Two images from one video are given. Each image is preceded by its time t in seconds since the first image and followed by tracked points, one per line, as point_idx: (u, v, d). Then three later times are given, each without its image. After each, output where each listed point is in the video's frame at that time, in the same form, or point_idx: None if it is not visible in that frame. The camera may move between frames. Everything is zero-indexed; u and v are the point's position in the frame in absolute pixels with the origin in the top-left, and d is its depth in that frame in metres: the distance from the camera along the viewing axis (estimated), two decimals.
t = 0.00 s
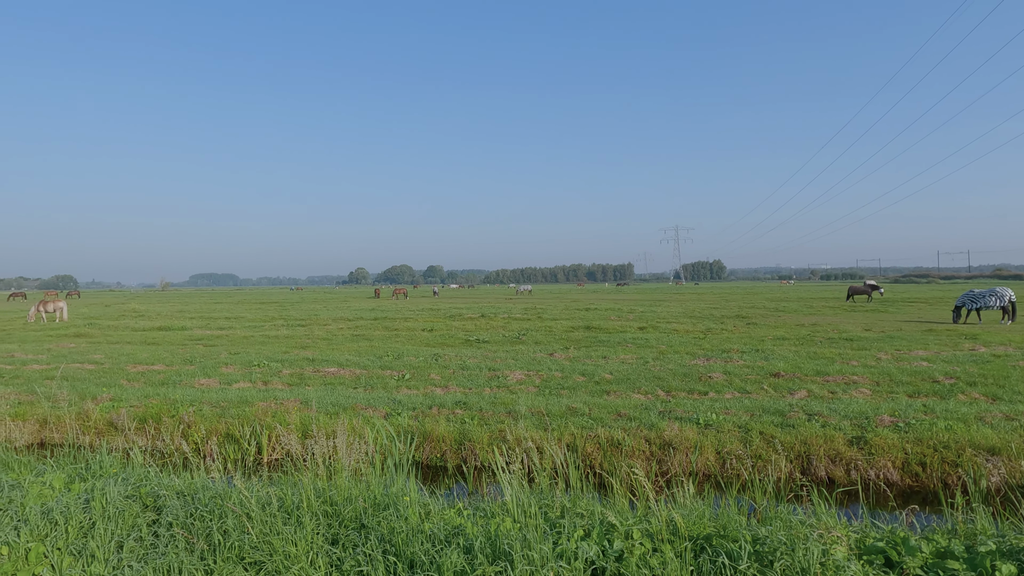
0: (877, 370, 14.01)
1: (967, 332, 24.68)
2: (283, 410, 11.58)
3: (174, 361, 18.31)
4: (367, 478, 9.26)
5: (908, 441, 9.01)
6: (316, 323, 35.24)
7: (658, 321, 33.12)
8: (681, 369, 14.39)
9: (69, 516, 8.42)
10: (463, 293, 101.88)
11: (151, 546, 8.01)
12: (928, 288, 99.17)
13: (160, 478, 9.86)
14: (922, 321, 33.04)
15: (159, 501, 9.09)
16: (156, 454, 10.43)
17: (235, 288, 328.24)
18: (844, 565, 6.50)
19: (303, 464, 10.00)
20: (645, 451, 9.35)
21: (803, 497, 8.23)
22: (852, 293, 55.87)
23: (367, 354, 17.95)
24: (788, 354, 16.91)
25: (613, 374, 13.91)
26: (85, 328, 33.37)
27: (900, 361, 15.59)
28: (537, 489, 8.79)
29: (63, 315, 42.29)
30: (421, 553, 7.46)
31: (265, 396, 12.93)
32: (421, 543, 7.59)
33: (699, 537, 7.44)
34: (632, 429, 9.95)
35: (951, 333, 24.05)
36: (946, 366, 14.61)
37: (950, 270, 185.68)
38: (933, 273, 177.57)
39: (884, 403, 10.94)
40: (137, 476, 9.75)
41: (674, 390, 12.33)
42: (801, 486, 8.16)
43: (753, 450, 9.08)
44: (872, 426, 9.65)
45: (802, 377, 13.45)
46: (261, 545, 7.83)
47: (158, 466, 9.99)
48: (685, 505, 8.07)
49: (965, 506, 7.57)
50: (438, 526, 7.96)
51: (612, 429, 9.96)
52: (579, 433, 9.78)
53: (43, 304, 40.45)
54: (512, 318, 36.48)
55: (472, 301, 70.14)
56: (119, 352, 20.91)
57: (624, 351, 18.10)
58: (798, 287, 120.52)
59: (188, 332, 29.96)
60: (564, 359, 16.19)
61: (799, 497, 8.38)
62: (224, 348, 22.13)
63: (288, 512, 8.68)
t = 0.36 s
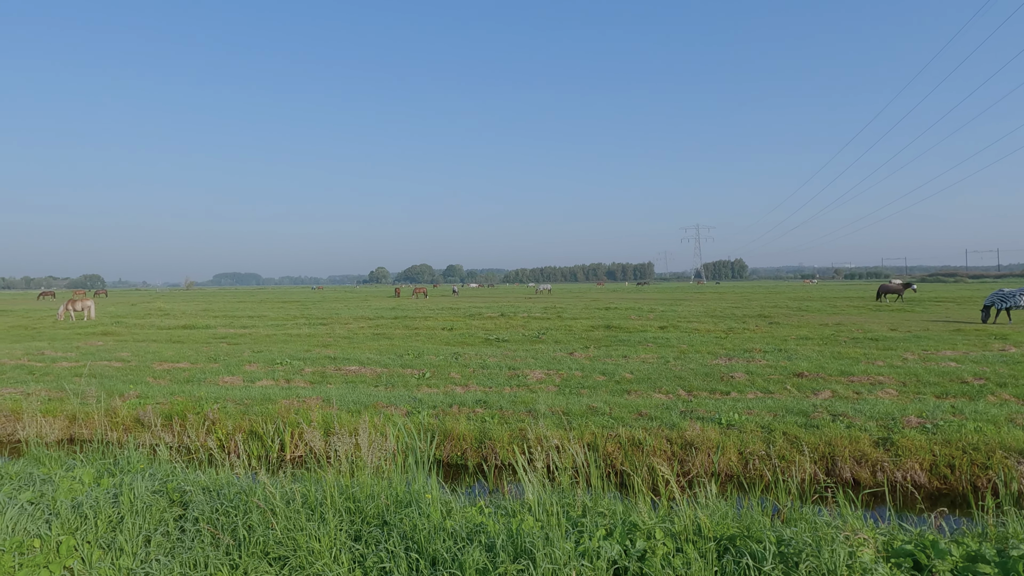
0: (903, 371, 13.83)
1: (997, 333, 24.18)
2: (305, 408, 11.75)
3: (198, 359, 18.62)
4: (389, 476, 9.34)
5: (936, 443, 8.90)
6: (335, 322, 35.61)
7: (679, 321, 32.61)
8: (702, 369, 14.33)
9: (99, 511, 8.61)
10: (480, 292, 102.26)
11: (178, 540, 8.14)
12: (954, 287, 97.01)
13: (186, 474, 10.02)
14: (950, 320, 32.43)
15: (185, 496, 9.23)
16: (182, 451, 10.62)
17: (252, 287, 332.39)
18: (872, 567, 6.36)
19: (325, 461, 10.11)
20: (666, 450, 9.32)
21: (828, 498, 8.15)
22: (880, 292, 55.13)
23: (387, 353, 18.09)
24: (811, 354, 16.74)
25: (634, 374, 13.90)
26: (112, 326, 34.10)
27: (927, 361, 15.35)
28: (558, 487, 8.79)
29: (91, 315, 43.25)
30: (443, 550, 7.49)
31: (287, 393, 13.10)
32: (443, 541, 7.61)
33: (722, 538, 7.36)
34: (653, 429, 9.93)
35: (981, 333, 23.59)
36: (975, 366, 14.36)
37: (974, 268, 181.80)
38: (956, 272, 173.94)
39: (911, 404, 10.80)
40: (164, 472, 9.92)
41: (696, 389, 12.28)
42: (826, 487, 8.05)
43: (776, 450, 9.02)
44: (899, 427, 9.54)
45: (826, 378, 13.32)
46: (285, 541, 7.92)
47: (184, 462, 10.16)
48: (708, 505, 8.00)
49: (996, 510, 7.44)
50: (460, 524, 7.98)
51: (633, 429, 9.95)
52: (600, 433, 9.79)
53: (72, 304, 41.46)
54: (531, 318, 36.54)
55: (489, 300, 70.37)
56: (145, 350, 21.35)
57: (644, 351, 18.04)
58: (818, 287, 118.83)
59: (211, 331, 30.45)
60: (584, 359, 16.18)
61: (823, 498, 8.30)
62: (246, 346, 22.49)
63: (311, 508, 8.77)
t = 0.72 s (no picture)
0: (928, 372, 13.64)
1: None
2: (326, 407, 11.91)
3: (221, 358, 18.92)
4: (410, 475, 9.41)
5: (964, 446, 8.79)
6: (354, 321, 35.94)
7: (698, 321, 32.44)
8: (723, 370, 14.26)
9: (126, 507, 8.78)
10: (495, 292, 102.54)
11: (203, 537, 8.27)
12: (979, 286, 95.03)
13: (210, 471, 10.19)
14: (977, 321, 31.89)
15: (210, 493, 9.38)
16: (206, 449, 10.80)
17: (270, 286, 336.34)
18: (900, 571, 6.27)
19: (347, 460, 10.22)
20: (687, 451, 9.31)
21: (853, 501, 8.07)
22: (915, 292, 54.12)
23: (407, 353, 18.22)
24: (834, 355, 16.58)
25: (654, 374, 13.88)
26: (136, 325, 34.72)
27: (953, 363, 15.12)
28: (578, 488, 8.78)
29: (116, 314, 44.13)
30: (464, 549, 7.53)
31: (309, 392, 13.25)
32: (464, 540, 7.64)
33: (746, 540, 7.31)
34: (673, 430, 9.93)
35: (1010, 334, 23.16)
36: (1003, 368, 14.10)
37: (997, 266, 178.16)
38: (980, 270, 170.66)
39: (936, 406, 10.67)
40: (188, 469, 10.09)
41: (716, 390, 12.24)
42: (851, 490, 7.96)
43: (799, 452, 8.98)
44: (925, 429, 9.44)
45: (849, 379, 13.19)
46: (309, 539, 8.00)
47: (208, 459, 10.32)
48: (730, 507, 7.96)
49: None
50: (481, 524, 8.01)
51: (653, 429, 9.95)
52: (620, 433, 9.80)
53: (97, 304, 42.31)
54: (549, 318, 36.59)
55: (505, 300, 70.58)
56: (168, 349, 21.74)
57: (663, 351, 18.01)
58: (839, 286, 117.14)
59: (232, 330, 30.93)
60: (603, 358, 16.19)
61: (848, 501, 8.21)
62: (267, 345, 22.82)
63: (333, 507, 8.86)
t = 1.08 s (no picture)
0: (952, 374, 13.45)
1: None
2: (344, 407, 12.03)
3: (241, 357, 19.15)
4: (428, 475, 9.48)
5: (990, 449, 8.68)
6: (372, 322, 36.25)
7: (717, 321, 32.63)
8: (742, 371, 14.19)
9: (148, 505, 8.90)
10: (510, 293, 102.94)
11: (224, 535, 8.38)
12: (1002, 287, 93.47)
13: (231, 470, 10.32)
14: (1001, 323, 31.50)
15: (230, 492, 9.49)
16: (227, 448, 10.95)
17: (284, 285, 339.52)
18: None
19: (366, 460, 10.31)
20: (706, 453, 9.30)
21: (875, 505, 7.99)
22: (943, 293, 53.14)
23: (424, 353, 18.32)
24: (854, 356, 16.41)
25: (671, 375, 13.84)
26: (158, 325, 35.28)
27: (977, 364, 14.88)
28: (596, 489, 8.79)
29: (137, 314, 44.90)
30: (482, 549, 7.55)
31: (327, 391, 13.38)
32: (482, 540, 7.66)
33: (766, 543, 7.26)
34: (691, 431, 9.92)
35: None
36: None
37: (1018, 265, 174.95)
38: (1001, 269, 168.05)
39: (961, 408, 10.53)
40: (209, 468, 10.23)
41: (735, 392, 12.19)
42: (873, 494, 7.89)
43: (819, 454, 8.93)
44: (949, 432, 9.33)
45: (871, 380, 13.06)
46: (328, 538, 8.07)
47: (228, 458, 10.45)
48: (750, 510, 7.91)
49: None
50: (499, 524, 8.03)
51: (671, 431, 9.94)
52: (638, 434, 9.80)
53: (120, 304, 43.10)
54: (565, 318, 36.67)
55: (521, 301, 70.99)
56: (188, 349, 22.08)
57: (681, 352, 17.96)
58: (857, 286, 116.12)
59: (251, 330, 31.33)
60: (620, 359, 16.19)
61: (870, 505, 8.13)
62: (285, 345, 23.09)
63: (352, 506, 8.94)
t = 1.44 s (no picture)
0: (976, 377, 13.24)
1: None
2: (361, 407, 12.13)
3: (259, 357, 19.32)
4: (445, 475, 9.53)
5: (1015, 453, 8.56)
6: (389, 322, 36.58)
7: (735, 322, 32.83)
8: (760, 372, 14.09)
9: (168, 502, 9.04)
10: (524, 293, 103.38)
11: (243, 533, 8.48)
12: None
13: (249, 469, 10.44)
14: None
15: (249, 491, 9.61)
16: (246, 446, 11.09)
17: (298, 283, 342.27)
18: None
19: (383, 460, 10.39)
20: (723, 454, 9.27)
21: (897, 509, 7.91)
22: (976, 294, 51.83)
23: (439, 353, 18.39)
24: (874, 357, 16.22)
25: (688, 376, 13.78)
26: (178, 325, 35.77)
27: (1002, 366, 14.63)
28: (613, 491, 8.78)
29: (156, 314, 45.53)
30: (499, 550, 7.56)
31: (344, 391, 13.47)
32: (499, 541, 7.69)
33: (786, 546, 7.21)
34: (709, 432, 9.90)
35: None
36: None
37: None
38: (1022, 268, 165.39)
39: (984, 411, 10.38)
40: (228, 467, 10.37)
41: (753, 393, 12.11)
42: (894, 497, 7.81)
43: (839, 457, 8.87)
44: (972, 435, 9.21)
45: (892, 382, 12.90)
46: (345, 537, 8.14)
47: (247, 457, 10.58)
48: (769, 513, 7.87)
49: None
50: (516, 525, 8.06)
51: (689, 433, 9.93)
52: (655, 436, 9.80)
53: (139, 304, 43.69)
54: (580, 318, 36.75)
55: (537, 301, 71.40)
56: (206, 348, 22.39)
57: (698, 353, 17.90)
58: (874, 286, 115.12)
59: (269, 330, 31.68)
60: (637, 360, 16.16)
61: (891, 508, 8.03)
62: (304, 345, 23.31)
63: (369, 506, 9.01)
